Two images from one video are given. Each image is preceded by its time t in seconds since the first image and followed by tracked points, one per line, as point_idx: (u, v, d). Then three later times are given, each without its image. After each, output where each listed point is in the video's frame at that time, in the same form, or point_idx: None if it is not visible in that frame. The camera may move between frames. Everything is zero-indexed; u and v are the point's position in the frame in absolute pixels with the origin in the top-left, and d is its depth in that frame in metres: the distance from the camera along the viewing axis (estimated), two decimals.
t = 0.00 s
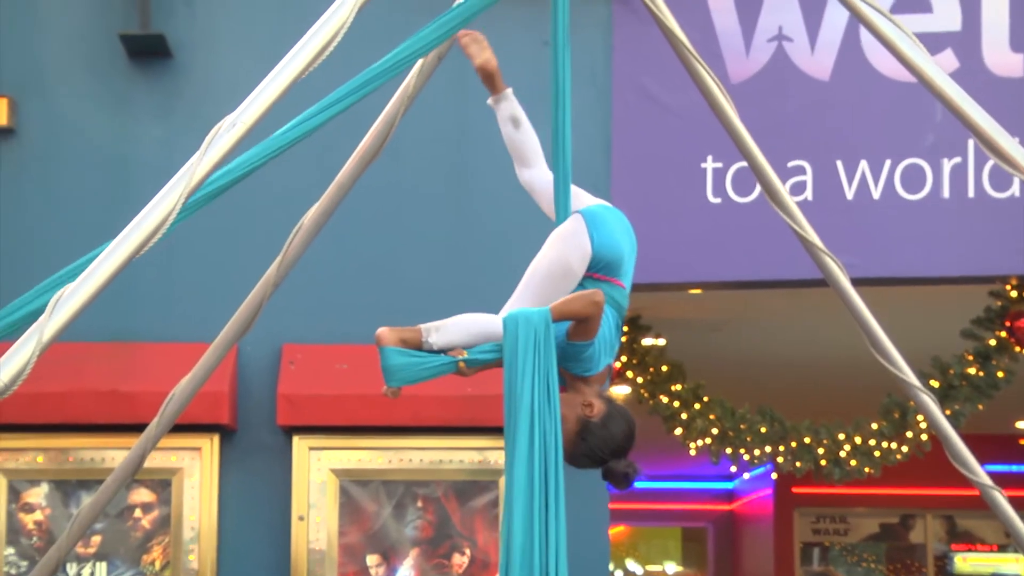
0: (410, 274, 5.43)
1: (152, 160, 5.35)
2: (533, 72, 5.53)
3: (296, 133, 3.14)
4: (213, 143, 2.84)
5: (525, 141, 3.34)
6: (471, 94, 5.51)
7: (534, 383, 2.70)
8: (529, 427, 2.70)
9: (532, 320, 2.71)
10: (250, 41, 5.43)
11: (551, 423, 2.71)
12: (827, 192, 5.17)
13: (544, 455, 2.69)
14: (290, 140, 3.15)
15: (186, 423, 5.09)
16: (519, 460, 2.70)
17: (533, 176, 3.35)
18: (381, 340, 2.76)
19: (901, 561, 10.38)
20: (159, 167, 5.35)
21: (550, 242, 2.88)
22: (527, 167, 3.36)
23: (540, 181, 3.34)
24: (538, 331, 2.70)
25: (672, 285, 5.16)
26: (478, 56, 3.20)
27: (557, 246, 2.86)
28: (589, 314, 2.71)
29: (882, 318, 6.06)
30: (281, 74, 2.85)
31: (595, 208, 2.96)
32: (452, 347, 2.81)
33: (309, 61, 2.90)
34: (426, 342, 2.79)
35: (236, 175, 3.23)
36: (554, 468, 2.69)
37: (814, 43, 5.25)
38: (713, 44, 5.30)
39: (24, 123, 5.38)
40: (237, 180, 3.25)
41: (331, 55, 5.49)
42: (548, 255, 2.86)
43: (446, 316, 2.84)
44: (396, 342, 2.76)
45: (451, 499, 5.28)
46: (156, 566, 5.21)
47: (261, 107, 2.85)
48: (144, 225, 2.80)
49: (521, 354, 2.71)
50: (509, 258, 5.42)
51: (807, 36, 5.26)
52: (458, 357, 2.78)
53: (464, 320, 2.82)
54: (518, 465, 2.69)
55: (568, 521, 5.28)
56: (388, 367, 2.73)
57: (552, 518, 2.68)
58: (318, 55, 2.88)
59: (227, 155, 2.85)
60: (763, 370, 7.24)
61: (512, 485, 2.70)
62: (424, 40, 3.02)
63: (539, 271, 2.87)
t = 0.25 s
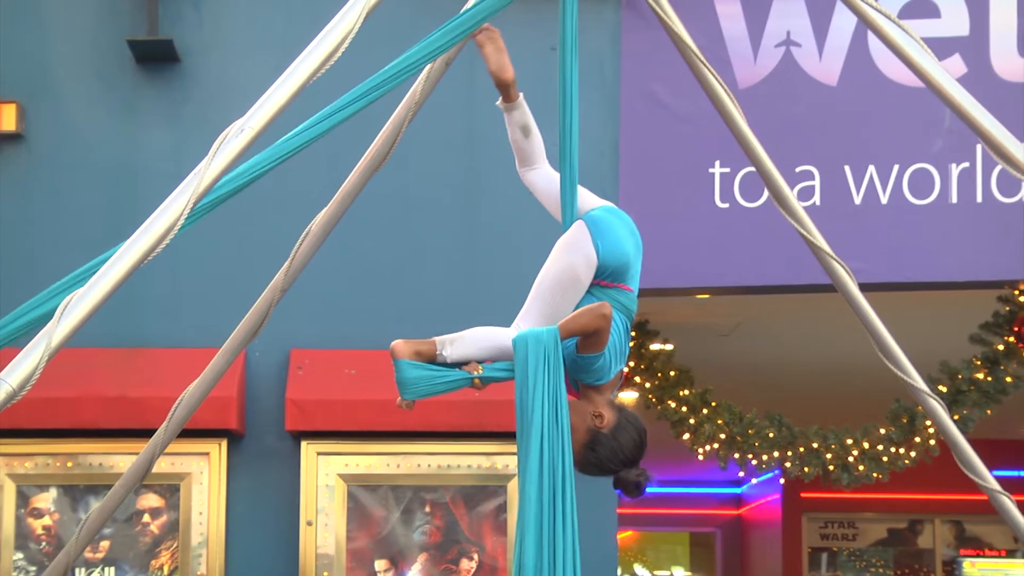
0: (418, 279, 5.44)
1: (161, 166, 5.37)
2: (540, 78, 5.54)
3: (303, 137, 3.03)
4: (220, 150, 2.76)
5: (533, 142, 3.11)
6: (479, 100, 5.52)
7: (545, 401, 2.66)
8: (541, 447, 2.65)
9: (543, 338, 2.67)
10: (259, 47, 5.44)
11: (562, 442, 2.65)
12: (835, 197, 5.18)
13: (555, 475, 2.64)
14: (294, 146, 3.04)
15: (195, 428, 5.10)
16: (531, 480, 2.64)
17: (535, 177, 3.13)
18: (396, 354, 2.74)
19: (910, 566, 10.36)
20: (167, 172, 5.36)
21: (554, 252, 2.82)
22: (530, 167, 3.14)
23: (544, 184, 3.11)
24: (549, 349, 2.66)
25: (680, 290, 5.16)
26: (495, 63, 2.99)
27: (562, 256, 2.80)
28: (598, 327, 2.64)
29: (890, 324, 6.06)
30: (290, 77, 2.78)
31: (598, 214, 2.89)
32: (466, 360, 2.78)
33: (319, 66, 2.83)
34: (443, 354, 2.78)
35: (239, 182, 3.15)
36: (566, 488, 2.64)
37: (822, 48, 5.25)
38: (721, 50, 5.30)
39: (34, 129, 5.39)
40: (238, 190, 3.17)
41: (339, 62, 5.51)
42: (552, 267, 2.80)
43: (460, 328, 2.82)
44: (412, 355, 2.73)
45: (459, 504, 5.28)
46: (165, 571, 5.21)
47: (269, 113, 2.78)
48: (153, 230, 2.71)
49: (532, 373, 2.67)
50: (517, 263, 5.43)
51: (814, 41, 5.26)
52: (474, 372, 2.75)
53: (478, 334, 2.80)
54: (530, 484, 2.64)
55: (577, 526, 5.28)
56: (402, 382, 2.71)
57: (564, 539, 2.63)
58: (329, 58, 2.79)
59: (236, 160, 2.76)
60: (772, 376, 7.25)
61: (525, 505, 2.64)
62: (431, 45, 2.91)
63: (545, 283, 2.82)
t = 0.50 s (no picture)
0: (419, 280, 5.44)
1: (162, 167, 5.37)
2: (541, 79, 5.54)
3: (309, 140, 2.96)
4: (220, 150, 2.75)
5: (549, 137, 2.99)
6: (480, 101, 5.52)
7: (539, 412, 2.65)
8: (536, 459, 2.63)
9: (537, 348, 2.66)
10: (259, 48, 5.44)
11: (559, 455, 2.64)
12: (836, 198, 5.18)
13: (552, 486, 2.62)
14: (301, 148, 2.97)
15: (196, 429, 5.10)
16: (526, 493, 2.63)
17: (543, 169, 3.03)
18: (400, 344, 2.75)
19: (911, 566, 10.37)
20: (168, 173, 5.36)
21: (553, 257, 2.81)
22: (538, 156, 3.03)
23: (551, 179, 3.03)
24: (543, 359, 2.65)
25: (681, 291, 5.16)
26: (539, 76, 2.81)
27: (560, 261, 2.79)
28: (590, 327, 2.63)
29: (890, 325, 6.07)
30: (291, 78, 2.78)
31: (599, 217, 2.88)
32: (468, 357, 2.77)
33: (320, 66, 2.83)
34: (447, 350, 2.78)
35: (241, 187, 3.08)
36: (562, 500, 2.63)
37: (823, 49, 5.25)
38: (722, 50, 5.29)
39: (35, 130, 5.39)
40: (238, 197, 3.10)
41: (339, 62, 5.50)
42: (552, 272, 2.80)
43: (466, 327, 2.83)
44: (416, 346, 2.73)
45: (460, 505, 5.29)
46: (166, 571, 5.21)
47: (270, 113, 2.78)
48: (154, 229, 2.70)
49: (526, 384, 2.65)
50: (518, 264, 5.43)
51: (815, 42, 5.26)
52: (475, 372, 2.73)
53: (483, 332, 2.80)
54: (526, 495, 2.62)
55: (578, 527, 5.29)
56: (403, 371, 2.70)
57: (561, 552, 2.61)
58: (331, 57, 2.80)
59: (236, 161, 2.76)
60: (773, 377, 7.25)
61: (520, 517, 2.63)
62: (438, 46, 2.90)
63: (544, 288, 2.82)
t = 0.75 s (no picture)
0: (419, 281, 5.43)
1: (161, 168, 5.36)
2: (540, 80, 5.54)
3: (313, 142, 2.96)
4: (221, 151, 2.76)
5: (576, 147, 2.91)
6: (479, 102, 5.52)
7: (528, 419, 2.62)
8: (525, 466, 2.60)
9: (527, 355, 2.65)
10: (259, 48, 5.44)
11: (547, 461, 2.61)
12: (836, 199, 5.18)
13: (541, 492, 2.59)
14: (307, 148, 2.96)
15: (195, 430, 5.09)
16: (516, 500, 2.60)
17: (556, 168, 2.94)
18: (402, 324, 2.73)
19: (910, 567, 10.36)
20: (168, 174, 5.36)
21: (551, 261, 2.81)
22: (554, 155, 2.93)
23: (559, 181, 2.95)
24: (532, 367, 2.64)
25: (681, 291, 5.16)
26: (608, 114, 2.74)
27: (559, 265, 2.79)
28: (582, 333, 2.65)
29: (890, 326, 6.07)
30: (292, 78, 2.78)
31: (599, 221, 2.88)
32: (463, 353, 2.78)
33: (321, 66, 2.83)
34: (446, 339, 2.79)
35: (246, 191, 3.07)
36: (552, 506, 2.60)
37: (822, 49, 5.25)
38: (722, 51, 5.29)
39: (34, 130, 5.38)
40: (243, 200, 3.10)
41: (339, 63, 5.50)
42: (551, 276, 2.79)
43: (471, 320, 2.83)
44: (416, 329, 2.73)
45: (460, 506, 5.28)
46: (165, 572, 5.20)
47: (270, 113, 2.78)
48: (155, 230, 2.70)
49: (515, 391, 2.64)
50: (518, 265, 5.43)
51: (815, 42, 5.25)
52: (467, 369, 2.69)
53: (484, 329, 2.81)
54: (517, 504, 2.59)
55: (578, 528, 5.29)
56: (399, 351, 2.67)
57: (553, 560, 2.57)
58: (331, 57, 2.80)
59: (236, 162, 2.76)
60: (773, 377, 7.24)
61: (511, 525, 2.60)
62: (440, 47, 2.90)
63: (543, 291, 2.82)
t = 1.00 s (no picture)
0: (418, 282, 5.43)
1: (161, 169, 5.36)
2: (540, 80, 5.54)
3: (314, 153, 2.97)
4: (220, 152, 2.76)
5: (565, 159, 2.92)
6: (479, 102, 5.52)
7: (538, 417, 2.59)
8: (534, 464, 2.58)
9: (538, 353, 2.62)
10: (259, 49, 5.44)
11: (555, 459, 2.58)
12: (835, 200, 5.18)
13: (548, 492, 2.57)
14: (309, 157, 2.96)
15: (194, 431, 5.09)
16: (524, 498, 2.57)
17: (545, 176, 2.96)
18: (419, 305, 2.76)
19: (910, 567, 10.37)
20: (168, 174, 5.36)
21: (548, 261, 2.82)
22: (543, 164, 2.95)
23: (548, 189, 2.97)
24: (543, 365, 2.61)
25: (680, 292, 5.17)
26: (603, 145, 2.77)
27: (558, 266, 2.80)
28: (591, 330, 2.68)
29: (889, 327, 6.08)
30: (292, 80, 2.78)
31: (591, 222, 2.90)
32: (475, 341, 2.76)
33: (319, 68, 2.83)
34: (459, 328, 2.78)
35: (247, 201, 3.07)
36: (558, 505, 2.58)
37: (822, 49, 5.25)
38: (721, 52, 5.30)
39: (34, 130, 5.38)
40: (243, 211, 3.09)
41: (339, 63, 5.50)
42: (547, 277, 2.81)
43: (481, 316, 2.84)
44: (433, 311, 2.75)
45: (460, 507, 5.28)
46: (164, 573, 5.20)
47: (270, 115, 2.78)
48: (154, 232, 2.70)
49: (525, 389, 2.60)
50: (518, 265, 5.43)
51: (815, 43, 5.26)
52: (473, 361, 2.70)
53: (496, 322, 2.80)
54: (525, 503, 2.57)
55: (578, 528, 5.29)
56: (412, 329, 2.71)
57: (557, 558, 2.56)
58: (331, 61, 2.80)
59: (235, 164, 2.77)
60: (773, 378, 7.24)
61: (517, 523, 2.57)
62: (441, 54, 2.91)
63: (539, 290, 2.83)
